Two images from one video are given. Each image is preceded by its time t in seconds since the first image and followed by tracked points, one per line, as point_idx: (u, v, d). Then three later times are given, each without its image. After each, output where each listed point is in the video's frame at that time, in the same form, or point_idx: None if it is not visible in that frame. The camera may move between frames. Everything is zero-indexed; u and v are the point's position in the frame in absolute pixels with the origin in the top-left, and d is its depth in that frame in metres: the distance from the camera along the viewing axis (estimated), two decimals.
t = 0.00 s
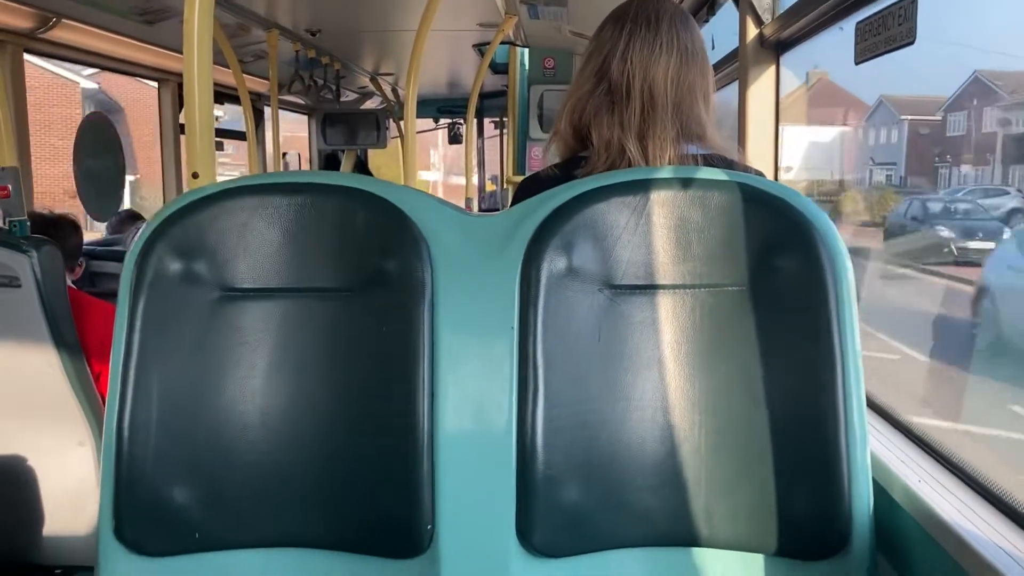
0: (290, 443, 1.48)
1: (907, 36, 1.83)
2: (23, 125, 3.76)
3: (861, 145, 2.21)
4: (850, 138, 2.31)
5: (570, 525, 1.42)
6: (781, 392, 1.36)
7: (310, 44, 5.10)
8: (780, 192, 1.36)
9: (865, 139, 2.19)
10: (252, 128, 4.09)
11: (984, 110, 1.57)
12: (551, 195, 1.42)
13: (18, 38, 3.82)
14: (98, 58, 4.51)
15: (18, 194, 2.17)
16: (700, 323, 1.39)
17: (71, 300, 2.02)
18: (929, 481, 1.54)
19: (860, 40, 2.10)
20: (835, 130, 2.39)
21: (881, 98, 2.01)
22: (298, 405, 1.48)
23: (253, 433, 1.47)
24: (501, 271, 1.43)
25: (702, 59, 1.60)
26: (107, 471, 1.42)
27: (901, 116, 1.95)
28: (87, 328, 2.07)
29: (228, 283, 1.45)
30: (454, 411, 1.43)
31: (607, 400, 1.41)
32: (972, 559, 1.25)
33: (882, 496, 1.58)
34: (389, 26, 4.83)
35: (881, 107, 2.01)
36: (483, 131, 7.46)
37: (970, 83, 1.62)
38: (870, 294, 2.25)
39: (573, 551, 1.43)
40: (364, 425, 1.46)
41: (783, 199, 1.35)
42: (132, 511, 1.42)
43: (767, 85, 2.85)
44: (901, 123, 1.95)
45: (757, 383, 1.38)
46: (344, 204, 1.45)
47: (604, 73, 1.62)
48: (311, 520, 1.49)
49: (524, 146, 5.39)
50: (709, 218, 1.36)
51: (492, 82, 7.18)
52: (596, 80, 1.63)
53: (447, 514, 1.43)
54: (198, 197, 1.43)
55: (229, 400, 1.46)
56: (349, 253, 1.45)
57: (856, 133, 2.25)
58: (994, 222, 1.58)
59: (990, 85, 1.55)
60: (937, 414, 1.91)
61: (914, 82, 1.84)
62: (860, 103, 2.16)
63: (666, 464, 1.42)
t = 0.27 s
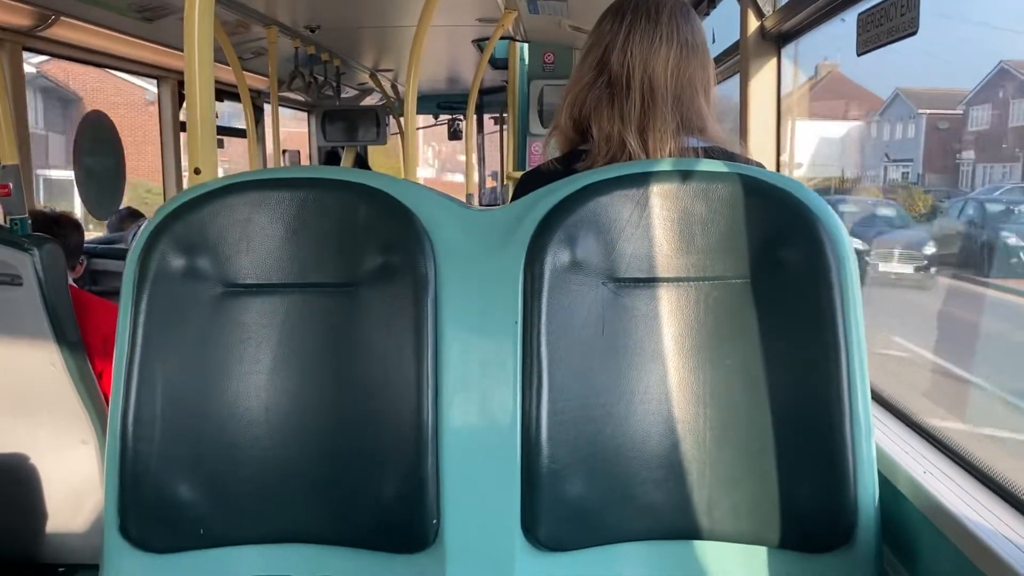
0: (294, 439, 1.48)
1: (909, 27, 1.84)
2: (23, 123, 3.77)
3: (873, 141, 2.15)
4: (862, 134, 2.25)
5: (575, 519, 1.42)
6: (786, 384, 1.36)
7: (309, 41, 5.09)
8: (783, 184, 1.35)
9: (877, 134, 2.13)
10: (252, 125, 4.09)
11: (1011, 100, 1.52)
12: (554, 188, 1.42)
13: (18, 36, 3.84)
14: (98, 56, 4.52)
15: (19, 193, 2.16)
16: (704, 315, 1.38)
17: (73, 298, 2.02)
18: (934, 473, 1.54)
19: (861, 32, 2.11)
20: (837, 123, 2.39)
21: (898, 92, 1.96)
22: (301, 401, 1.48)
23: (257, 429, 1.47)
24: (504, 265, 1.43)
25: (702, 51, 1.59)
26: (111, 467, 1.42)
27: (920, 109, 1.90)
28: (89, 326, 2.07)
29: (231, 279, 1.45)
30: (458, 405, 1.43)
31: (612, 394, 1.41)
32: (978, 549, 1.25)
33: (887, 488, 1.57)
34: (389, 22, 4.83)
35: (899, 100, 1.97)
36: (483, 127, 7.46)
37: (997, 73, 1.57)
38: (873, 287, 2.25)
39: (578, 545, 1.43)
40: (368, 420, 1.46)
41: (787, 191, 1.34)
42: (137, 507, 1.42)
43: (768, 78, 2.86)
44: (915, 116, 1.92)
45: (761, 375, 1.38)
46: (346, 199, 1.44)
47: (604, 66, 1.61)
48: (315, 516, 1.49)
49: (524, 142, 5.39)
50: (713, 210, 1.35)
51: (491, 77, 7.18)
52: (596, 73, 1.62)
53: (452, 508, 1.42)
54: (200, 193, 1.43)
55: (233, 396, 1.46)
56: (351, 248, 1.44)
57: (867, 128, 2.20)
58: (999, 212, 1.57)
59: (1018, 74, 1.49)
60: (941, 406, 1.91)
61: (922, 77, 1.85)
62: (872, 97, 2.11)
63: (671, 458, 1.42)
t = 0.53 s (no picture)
0: (295, 441, 1.48)
1: (913, 31, 1.84)
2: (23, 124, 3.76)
3: (888, 138, 2.08)
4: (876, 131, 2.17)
5: (578, 523, 1.41)
6: (789, 388, 1.36)
7: (309, 43, 5.09)
8: (787, 188, 1.35)
9: (892, 132, 2.06)
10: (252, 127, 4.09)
11: None
12: (557, 192, 1.42)
13: (18, 38, 3.83)
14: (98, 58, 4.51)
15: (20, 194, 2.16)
16: (706, 319, 1.38)
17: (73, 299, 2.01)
18: (936, 478, 1.54)
19: (863, 36, 2.11)
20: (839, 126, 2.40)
21: (915, 87, 1.89)
22: (303, 403, 1.48)
23: (258, 431, 1.47)
24: (507, 269, 1.43)
25: (698, 54, 1.60)
26: (112, 469, 1.41)
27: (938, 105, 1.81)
28: (89, 328, 2.07)
29: (233, 281, 1.44)
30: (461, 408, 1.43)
31: (614, 398, 1.41)
32: (982, 554, 1.25)
33: (889, 493, 1.57)
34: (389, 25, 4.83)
35: (915, 96, 1.90)
36: (482, 129, 7.46)
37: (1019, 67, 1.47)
38: (874, 291, 2.25)
39: (580, 549, 1.43)
40: (370, 423, 1.46)
41: (790, 196, 1.34)
42: (138, 510, 1.42)
43: (768, 81, 2.87)
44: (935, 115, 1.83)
45: (764, 379, 1.37)
46: (348, 201, 1.44)
47: (601, 69, 1.61)
48: (317, 518, 1.48)
49: (524, 145, 5.39)
50: (716, 214, 1.35)
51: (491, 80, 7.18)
52: (593, 77, 1.62)
53: (454, 512, 1.42)
54: (202, 195, 1.43)
55: (234, 398, 1.46)
56: (353, 251, 1.44)
57: (881, 124, 2.13)
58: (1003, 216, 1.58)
59: None
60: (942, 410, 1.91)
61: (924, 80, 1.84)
62: (884, 91, 2.05)
63: (673, 461, 1.42)
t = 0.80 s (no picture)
0: (289, 435, 1.48)
1: (908, 28, 1.85)
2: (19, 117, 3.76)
3: (903, 135, 2.03)
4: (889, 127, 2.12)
5: (570, 518, 1.42)
6: (782, 385, 1.36)
7: (308, 38, 5.08)
8: (782, 185, 1.35)
9: (908, 129, 1.99)
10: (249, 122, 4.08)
11: None
12: (552, 186, 1.41)
13: (15, 31, 3.82)
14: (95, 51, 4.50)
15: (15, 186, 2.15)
16: (700, 315, 1.38)
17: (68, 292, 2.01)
18: (929, 475, 1.55)
19: (861, 33, 2.11)
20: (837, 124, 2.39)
21: (932, 81, 1.84)
22: (296, 397, 1.47)
23: (252, 425, 1.47)
24: (501, 264, 1.43)
25: (697, 50, 1.59)
26: (105, 461, 1.41)
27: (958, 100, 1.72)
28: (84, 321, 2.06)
29: (227, 274, 1.44)
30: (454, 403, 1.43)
31: (607, 393, 1.41)
32: (974, 552, 1.26)
33: (883, 490, 1.58)
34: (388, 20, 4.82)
35: (933, 90, 1.84)
36: (481, 126, 7.45)
37: None
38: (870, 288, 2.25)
39: (572, 544, 1.43)
40: (364, 417, 1.46)
41: (785, 192, 1.34)
42: (130, 502, 1.42)
43: (766, 78, 2.88)
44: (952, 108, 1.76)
45: (758, 375, 1.37)
46: (343, 195, 1.44)
47: (599, 64, 1.61)
48: (310, 512, 1.49)
49: (522, 141, 5.38)
50: (710, 209, 1.35)
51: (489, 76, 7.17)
52: (591, 72, 1.62)
53: (447, 506, 1.42)
54: (196, 188, 1.43)
55: (227, 391, 1.46)
56: (347, 244, 1.44)
57: (895, 121, 2.07)
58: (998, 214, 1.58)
59: None
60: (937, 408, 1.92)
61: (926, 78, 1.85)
62: (891, 86, 2.02)
63: (666, 457, 1.42)
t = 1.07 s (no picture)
0: (287, 434, 1.48)
1: (907, 30, 1.83)
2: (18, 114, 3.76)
3: (917, 133, 1.95)
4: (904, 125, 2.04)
5: (567, 518, 1.42)
6: (779, 387, 1.37)
7: (308, 35, 5.08)
8: (779, 187, 1.36)
9: (924, 126, 1.92)
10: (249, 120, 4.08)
11: None
12: (551, 188, 1.42)
13: (14, 27, 3.82)
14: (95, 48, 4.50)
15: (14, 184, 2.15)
16: (698, 316, 1.39)
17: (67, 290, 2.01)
18: (925, 477, 1.55)
19: (860, 34, 2.11)
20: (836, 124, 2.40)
21: (952, 74, 1.75)
22: (295, 397, 1.48)
23: (251, 424, 1.47)
24: (500, 264, 1.43)
25: (699, 50, 1.60)
26: (103, 460, 1.42)
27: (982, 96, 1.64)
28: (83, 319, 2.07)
29: (226, 274, 1.45)
30: (452, 403, 1.43)
31: (605, 393, 1.41)
32: (969, 554, 1.26)
33: (879, 491, 1.58)
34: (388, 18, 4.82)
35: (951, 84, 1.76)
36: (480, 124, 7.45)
37: None
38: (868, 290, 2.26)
39: (569, 544, 1.43)
40: (362, 417, 1.46)
41: (783, 194, 1.34)
42: (129, 501, 1.42)
43: (766, 78, 2.87)
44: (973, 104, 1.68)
45: (755, 377, 1.38)
46: (342, 195, 1.44)
47: (602, 63, 1.61)
48: (308, 511, 1.49)
49: (521, 139, 5.38)
50: (708, 211, 1.36)
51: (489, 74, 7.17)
52: (594, 71, 1.62)
53: (444, 506, 1.43)
54: (196, 188, 1.43)
55: (226, 391, 1.46)
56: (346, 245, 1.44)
57: (910, 118, 1.99)
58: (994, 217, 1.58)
59: None
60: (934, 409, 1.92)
61: (928, 79, 1.85)
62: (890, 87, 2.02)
63: (663, 458, 1.42)
